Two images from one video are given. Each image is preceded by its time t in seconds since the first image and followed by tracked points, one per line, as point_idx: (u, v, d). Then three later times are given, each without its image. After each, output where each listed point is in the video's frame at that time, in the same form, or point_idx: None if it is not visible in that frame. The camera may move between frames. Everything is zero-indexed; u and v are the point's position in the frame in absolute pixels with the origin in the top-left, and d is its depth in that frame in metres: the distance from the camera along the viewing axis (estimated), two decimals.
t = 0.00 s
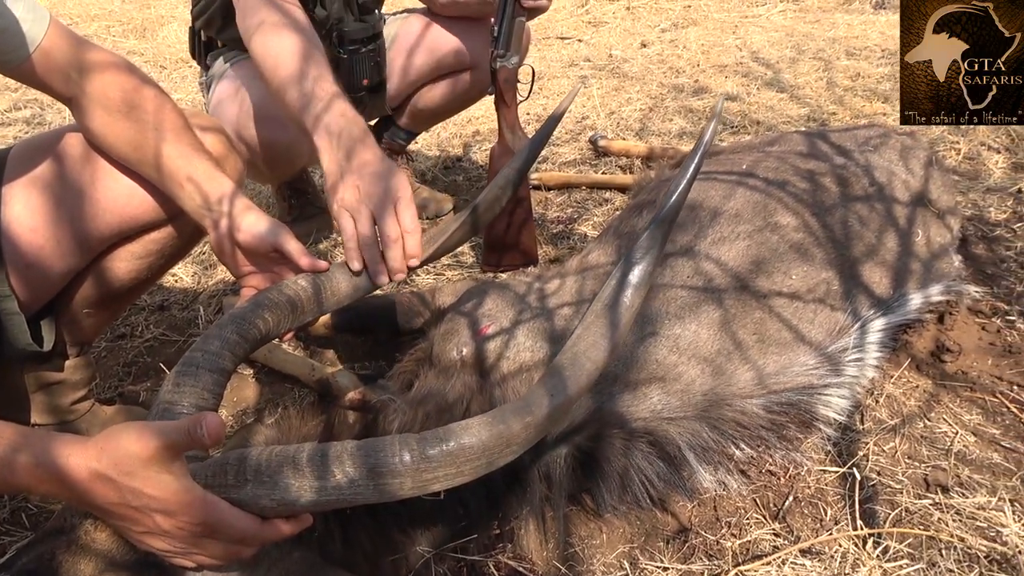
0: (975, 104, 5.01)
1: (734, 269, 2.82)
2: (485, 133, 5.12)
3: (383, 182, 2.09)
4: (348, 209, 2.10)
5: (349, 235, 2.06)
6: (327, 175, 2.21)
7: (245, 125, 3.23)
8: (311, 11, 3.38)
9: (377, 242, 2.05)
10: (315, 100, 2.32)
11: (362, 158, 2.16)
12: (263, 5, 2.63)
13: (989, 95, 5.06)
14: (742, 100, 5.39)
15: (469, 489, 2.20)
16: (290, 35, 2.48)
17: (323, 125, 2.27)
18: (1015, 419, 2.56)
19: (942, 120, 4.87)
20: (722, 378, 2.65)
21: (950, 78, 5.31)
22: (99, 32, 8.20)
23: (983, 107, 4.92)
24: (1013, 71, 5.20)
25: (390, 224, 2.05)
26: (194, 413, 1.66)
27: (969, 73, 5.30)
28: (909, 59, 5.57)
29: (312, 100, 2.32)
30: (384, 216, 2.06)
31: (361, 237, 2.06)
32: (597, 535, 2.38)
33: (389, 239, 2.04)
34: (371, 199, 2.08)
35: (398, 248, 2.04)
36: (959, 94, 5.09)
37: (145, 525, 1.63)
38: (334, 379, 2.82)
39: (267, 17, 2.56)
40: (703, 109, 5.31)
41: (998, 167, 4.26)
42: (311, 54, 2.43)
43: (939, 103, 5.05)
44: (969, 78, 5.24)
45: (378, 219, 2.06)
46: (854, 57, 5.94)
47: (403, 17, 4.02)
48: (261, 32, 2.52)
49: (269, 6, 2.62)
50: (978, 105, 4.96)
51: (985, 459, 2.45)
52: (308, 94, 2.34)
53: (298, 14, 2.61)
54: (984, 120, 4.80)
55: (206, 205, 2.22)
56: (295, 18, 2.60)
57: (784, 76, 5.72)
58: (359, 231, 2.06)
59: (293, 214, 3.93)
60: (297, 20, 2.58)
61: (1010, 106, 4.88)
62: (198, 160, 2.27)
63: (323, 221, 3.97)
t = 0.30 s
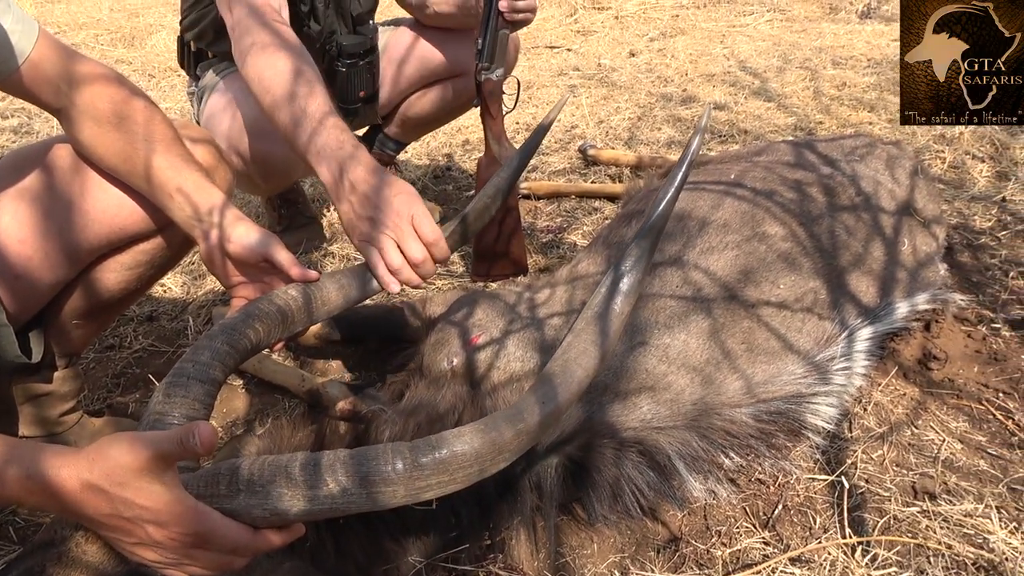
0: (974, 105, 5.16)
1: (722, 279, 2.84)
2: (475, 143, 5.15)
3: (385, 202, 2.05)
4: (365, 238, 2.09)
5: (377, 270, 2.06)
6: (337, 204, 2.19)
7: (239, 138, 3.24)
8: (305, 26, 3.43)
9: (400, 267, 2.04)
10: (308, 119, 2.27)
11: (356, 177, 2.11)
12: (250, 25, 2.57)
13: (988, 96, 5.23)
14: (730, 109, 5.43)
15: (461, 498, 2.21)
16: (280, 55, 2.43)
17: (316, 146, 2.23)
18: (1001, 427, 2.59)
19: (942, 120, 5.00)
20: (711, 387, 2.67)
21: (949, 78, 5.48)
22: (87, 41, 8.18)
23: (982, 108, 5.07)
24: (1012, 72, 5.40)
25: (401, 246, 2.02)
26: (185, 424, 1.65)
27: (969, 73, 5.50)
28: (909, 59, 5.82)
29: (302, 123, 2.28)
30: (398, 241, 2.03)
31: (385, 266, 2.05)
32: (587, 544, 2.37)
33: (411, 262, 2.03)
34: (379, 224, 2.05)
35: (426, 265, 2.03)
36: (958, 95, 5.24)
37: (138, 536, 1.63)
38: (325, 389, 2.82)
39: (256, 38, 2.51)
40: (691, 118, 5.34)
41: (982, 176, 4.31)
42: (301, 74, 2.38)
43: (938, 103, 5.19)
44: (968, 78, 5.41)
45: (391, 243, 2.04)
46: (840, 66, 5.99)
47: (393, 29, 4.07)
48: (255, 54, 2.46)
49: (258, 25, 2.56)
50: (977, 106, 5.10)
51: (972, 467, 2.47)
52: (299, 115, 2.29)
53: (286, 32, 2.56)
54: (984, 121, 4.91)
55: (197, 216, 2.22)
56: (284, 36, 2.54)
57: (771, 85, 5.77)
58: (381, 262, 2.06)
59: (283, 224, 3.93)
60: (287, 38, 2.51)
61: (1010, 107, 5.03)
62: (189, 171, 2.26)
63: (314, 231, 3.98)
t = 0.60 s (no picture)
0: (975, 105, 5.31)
1: (712, 291, 2.85)
2: (466, 154, 5.16)
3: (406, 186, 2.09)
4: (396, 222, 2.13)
5: (418, 253, 2.11)
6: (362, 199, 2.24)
7: (239, 162, 3.27)
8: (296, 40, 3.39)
9: (437, 242, 2.10)
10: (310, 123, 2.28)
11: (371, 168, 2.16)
12: (241, 41, 2.53)
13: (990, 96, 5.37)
14: (719, 120, 5.46)
15: (453, 511, 2.20)
16: (274, 66, 2.41)
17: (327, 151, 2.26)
18: (990, 436, 2.60)
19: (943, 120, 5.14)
20: (702, 399, 2.68)
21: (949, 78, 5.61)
22: (76, 51, 8.17)
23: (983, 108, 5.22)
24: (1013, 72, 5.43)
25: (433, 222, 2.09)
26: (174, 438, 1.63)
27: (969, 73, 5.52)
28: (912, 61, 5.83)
29: (305, 129, 2.29)
30: (428, 218, 2.09)
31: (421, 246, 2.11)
32: (580, 557, 2.37)
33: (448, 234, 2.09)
34: (406, 207, 2.10)
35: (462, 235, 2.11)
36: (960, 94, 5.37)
37: (125, 552, 1.62)
38: (316, 402, 2.81)
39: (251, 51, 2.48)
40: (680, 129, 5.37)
41: (969, 187, 4.35)
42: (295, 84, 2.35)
43: (939, 103, 5.32)
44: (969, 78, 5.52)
45: (420, 223, 2.10)
46: (828, 77, 6.04)
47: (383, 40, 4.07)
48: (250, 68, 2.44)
49: (251, 39, 2.52)
50: (978, 106, 5.22)
51: (961, 476, 2.48)
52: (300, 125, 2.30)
53: (278, 41, 2.54)
54: (986, 121, 5.07)
55: (186, 228, 2.20)
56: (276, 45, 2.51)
57: (760, 96, 5.80)
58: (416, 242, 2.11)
59: (274, 236, 3.92)
60: (278, 47, 2.49)
61: (1011, 107, 5.19)
62: (179, 183, 2.25)
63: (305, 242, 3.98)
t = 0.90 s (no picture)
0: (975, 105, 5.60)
1: (705, 309, 2.87)
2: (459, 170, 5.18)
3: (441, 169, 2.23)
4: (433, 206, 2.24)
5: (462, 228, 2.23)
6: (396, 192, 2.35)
7: (235, 181, 3.27)
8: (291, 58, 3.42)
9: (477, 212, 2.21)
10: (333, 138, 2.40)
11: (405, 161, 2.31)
12: (244, 68, 2.57)
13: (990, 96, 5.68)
14: (711, 136, 5.50)
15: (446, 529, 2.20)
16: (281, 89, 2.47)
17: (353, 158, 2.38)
18: (980, 453, 2.62)
19: (942, 119, 5.44)
20: (695, 417, 2.69)
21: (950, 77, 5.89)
22: (70, 66, 8.19)
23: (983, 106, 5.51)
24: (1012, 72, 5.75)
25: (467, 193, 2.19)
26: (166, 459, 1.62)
27: (969, 73, 5.85)
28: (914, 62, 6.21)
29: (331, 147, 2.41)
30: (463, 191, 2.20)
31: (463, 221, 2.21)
32: None
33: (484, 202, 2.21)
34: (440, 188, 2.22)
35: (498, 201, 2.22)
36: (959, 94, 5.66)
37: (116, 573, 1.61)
38: (309, 420, 2.81)
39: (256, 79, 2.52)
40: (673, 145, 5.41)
41: (958, 204, 4.40)
42: (309, 107, 2.43)
43: (939, 103, 5.63)
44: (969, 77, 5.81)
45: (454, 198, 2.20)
46: (819, 94, 6.10)
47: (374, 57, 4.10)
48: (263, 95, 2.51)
49: (251, 68, 2.54)
50: (978, 105, 5.57)
51: (952, 494, 2.49)
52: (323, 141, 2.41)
53: (273, 57, 2.54)
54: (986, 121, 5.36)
55: (179, 247, 2.20)
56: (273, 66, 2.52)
57: (751, 112, 5.85)
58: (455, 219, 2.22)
59: (267, 252, 3.93)
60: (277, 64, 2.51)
61: (1010, 107, 5.50)
62: (172, 203, 2.26)
63: (298, 258, 3.98)
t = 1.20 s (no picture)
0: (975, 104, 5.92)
1: (702, 327, 2.88)
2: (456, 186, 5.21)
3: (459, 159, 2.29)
4: (457, 195, 2.29)
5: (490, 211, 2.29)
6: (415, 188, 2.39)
7: (235, 201, 3.27)
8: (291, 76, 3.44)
9: (502, 194, 2.29)
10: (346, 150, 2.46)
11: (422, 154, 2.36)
12: (249, 90, 2.61)
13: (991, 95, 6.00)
14: (706, 152, 5.54)
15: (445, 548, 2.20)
16: (295, 112, 2.52)
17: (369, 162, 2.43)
18: (976, 470, 2.63)
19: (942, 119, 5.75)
20: (692, 435, 2.70)
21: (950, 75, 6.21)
22: (68, 81, 8.22)
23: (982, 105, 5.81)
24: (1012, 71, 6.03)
25: (490, 177, 2.27)
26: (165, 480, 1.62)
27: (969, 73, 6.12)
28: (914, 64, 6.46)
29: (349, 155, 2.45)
30: (484, 175, 2.27)
31: (491, 204, 2.28)
32: None
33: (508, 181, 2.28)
34: (463, 175, 2.28)
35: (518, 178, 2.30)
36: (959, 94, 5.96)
37: None
38: (307, 437, 2.81)
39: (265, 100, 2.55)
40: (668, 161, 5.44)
41: (952, 219, 4.43)
42: (319, 124, 2.48)
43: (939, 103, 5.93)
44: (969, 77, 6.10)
45: (476, 183, 2.27)
46: (813, 109, 6.15)
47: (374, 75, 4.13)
48: (280, 118, 2.57)
49: (255, 90, 2.58)
50: (978, 106, 5.85)
51: (950, 511, 2.50)
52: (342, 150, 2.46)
53: (276, 76, 2.56)
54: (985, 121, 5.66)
55: (179, 268, 2.21)
56: (274, 88, 2.54)
57: (746, 128, 5.90)
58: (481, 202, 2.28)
59: (265, 269, 3.93)
60: (278, 83, 2.54)
61: (1010, 106, 5.79)
62: (172, 223, 2.27)
63: (296, 275, 3.99)
